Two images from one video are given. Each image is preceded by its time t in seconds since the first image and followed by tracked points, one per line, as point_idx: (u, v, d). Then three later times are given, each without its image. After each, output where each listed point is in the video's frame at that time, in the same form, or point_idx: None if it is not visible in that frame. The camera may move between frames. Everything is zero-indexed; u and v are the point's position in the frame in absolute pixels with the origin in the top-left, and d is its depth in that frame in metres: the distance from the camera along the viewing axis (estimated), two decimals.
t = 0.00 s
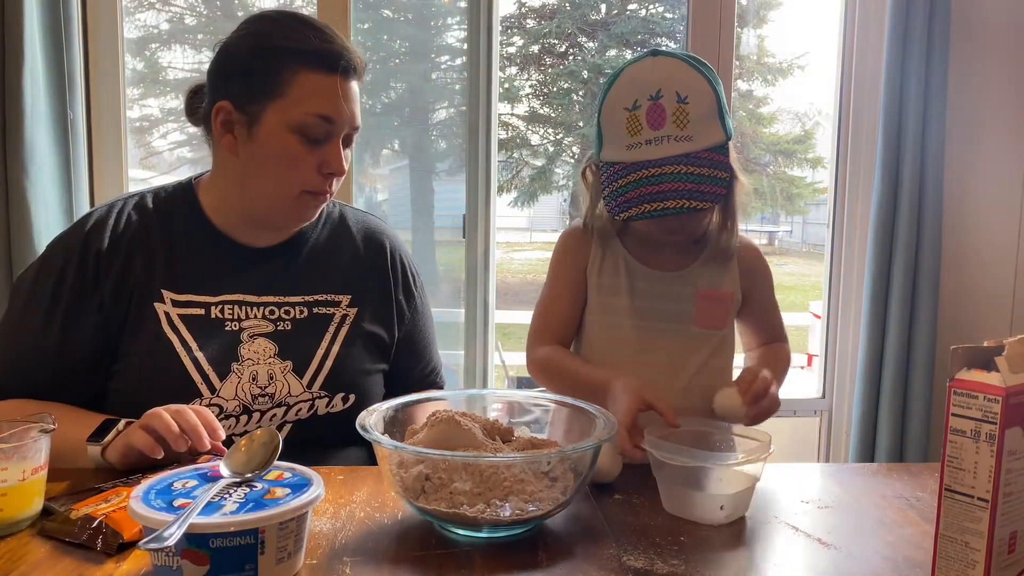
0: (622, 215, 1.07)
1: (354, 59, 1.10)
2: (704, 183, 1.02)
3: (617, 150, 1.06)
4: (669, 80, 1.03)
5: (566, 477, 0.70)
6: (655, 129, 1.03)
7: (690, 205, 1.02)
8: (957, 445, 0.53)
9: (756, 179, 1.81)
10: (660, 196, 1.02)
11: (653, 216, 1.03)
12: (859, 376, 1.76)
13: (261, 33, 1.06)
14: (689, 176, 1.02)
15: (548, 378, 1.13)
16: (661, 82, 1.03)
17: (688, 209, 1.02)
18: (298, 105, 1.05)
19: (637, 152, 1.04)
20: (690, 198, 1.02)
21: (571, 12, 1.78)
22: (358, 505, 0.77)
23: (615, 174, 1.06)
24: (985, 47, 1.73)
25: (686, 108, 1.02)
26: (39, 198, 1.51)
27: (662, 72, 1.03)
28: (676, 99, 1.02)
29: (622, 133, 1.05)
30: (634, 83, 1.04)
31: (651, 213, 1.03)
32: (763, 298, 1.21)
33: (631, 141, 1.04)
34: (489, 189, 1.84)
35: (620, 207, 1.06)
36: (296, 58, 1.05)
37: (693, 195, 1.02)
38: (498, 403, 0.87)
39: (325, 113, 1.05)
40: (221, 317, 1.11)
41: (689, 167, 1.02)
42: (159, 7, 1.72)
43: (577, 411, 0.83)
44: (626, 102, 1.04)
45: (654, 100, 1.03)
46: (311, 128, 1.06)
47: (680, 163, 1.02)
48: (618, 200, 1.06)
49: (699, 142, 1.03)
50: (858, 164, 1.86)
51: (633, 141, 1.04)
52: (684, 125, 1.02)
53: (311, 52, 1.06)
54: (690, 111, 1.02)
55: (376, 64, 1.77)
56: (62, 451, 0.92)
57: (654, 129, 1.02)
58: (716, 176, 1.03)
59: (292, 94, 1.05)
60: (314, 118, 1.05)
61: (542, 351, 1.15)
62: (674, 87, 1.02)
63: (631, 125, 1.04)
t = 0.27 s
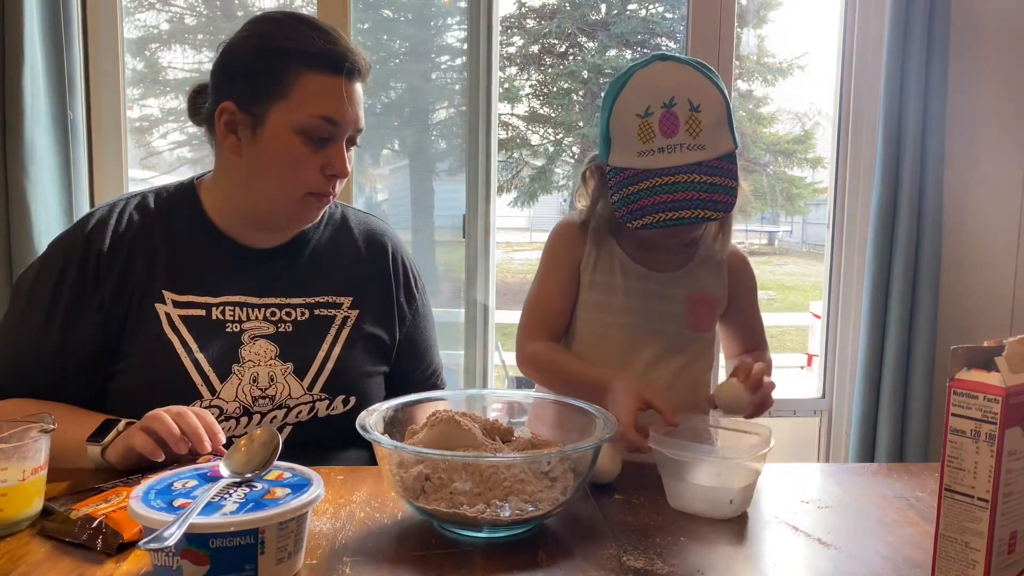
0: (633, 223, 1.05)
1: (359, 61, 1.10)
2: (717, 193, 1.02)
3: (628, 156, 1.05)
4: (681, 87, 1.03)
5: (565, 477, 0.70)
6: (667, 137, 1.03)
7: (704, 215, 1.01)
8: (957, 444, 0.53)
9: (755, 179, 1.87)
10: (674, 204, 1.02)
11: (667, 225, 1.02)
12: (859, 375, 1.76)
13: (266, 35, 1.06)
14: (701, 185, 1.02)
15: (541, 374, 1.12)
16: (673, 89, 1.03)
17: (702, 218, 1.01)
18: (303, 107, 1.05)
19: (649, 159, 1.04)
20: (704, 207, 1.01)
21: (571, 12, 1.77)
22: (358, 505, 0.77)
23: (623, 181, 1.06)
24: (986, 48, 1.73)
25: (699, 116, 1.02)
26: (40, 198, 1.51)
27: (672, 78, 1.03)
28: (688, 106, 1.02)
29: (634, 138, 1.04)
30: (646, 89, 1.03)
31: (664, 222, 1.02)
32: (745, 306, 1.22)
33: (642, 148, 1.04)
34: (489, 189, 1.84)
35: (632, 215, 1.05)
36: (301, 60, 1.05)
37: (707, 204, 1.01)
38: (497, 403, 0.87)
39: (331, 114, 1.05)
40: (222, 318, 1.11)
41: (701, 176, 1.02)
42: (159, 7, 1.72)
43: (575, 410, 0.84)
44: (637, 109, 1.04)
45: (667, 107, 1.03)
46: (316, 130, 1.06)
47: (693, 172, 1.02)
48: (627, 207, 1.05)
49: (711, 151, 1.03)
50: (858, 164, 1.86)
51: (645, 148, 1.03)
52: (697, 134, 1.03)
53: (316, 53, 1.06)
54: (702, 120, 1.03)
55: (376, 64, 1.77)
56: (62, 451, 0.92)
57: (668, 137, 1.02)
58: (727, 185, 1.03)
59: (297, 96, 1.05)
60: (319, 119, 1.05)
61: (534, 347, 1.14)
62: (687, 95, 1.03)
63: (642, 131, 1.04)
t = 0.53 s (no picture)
0: (631, 226, 1.05)
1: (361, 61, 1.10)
2: (713, 194, 1.02)
3: (624, 158, 1.05)
4: (677, 90, 1.03)
5: (565, 477, 0.70)
6: (662, 140, 1.03)
7: (702, 218, 1.01)
8: (957, 444, 0.53)
9: (756, 179, 1.86)
10: (672, 208, 1.01)
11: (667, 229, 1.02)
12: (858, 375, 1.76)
13: (268, 35, 1.06)
14: (698, 188, 1.02)
15: (538, 376, 1.11)
16: (668, 92, 1.02)
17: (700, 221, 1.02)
18: (306, 108, 1.05)
19: (644, 162, 1.03)
20: (702, 211, 1.01)
21: (570, 12, 1.77)
22: (358, 505, 0.77)
23: (620, 183, 1.05)
24: (985, 48, 1.73)
25: (694, 118, 1.02)
26: (40, 198, 1.51)
27: (668, 83, 1.03)
28: (684, 109, 1.02)
29: (629, 141, 1.04)
30: (640, 91, 1.03)
31: (664, 226, 1.02)
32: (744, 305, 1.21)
33: (637, 151, 1.04)
34: (489, 189, 1.84)
35: (629, 219, 1.04)
36: (303, 61, 1.05)
37: (704, 208, 1.01)
38: (498, 404, 0.87)
39: (333, 115, 1.05)
40: (223, 319, 1.11)
41: (698, 178, 1.02)
42: (159, 7, 1.72)
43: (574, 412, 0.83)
44: (632, 111, 1.04)
45: (662, 110, 1.03)
46: (319, 131, 1.06)
47: (689, 173, 1.02)
48: (624, 210, 1.05)
49: (707, 153, 1.03)
50: (858, 163, 1.86)
51: (640, 150, 1.03)
52: (692, 136, 1.02)
53: (319, 54, 1.06)
54: (697, 122, 1.03)
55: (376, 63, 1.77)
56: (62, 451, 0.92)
57: (662, 140, 1.02)
58: (723, 186, 1.03)
59: (299, 97, 1.05)
60: (321, 121, 1.05)
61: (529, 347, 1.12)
62: (682, 97, 1.02)
63: (637, 134, 1.04)
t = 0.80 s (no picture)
0: (629, 220, 1.05)
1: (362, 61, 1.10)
2: (709, 184, 1.03)
3: (619, 154, 1.05)
4: (670, 83, 1.03)
5: (565, 477, 0.70)
6: (658, 133, 1.03)
7: (699, 208, 1.02)
8: (957, 445, 0.53)
9: (756, 178, 1.85)
10: (670, 200, 1.02)
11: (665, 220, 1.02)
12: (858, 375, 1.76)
13: (269, 35, 1.06)
14: (695, 179, 1.02)
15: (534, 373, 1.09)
16: (662, 85, 1.02)
17: (698, 212, 1.02)
18: (307, 109, 1.05)
19: (640, 156, 1.03)
20: (699, 201, 1.02)
21: (571, 12, 1.77)
22: (357, 505, 0.77)
23: (616, 179, 1.05)
24: (986, 48, 1.73)
25: (687, 111, 1.03)
26: (40, 197, 1.51)
27: (664, 77, 1.03)
28: (677, 101, 1.02)
29: (624, 136, 1.04)
30: (634, 86, 1.03)
31: (662, 218, 1.02)
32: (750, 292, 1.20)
33: (633, 145, 1.04)
34: (488, 189, 1.84)
35: (627, 212, 1.04)
36: (305, 61, 1.05)
37: (701, 198, 1.02)
38: (498, 404, 0.87)
39: (335, 116, 1.05)
40: (223, 319, 1.11)
41: (694, 169, 1.02)
42: (159, 7, 1.72)
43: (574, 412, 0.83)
44: (626, 106, 1.03)
45: (655, 103, 1.03)
46: (320, 131, 1.06)
47: (686, 165, 1.02)
48: (623, 205, 1.05)
49: (702, 144, 1.04)
50: (858, 163, 1.86)
51: (636, 145, 1.03)
52: (687, 128, 1.03)
53: (321, 54, 1.06)
54: (691, 114, 1.03)
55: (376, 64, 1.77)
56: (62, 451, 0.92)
57: (657, 134, 1.02)
58: (718, 176, 1.04)
59: (301, 97, 1.05)
60: (323, 121, 1.05)
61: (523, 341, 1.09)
62: (676, 91, 1.02)
63: (632, 129, 1.03)
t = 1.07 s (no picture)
0: (616, 206, 1.05)
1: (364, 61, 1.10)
2: (696, 170, 1.01)
3: (607, 144, 1.05)
4: (656, 72, 1.03)
5: (565, 477, 0.70)
6: (643, 121, 1.03)
7: (685, 192, 1.00)
8: (957, 444, 0.53)
9: (755, 179, 1.87)
10: (654, 184, 1.01)
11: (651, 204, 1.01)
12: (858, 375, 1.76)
13: (270, 35, 1.06)
14: (681, 164, 1.01)
15: (535, 372, 1.06)
16: (648, 75, 1.03)
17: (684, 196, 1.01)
18: (306, 108, 1.05)
19: (627, 144, 1.04)
20: (684, 185, 1.00)
21: (570, 12, 1.77)
22: (357, 505, 0.77)
23: (604, 168, 1.06)
24: (986, 48, 1.73)
25: (673, 99, 1.02)
26: (39, 197, 1.51)
27: (650, 67, 1.03)
28: (664, 90, 1.02)
29: (611, 126, 1.05)
30: (622, 78, 1.04)
31: (647, 202, 1.01)
32: (754, 286, 1.17)
33: (620, 134, 1.04)
34: (488, 189, 1.84)
35: (614, 199, 1.04)
36: (305, 61, 1.05)
37: (686, 183, 1.01)
38: (498, 404, 0.87)
39: (334, 116, 1.05)
40: (224, 319, 1.11)
41: (679, 155, 1.02)
42: (159, 7, 1.72)
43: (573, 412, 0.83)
44: (613, 96, 1.04)
45: (642, 92, 1.03)
46: (320, 130, 1.06)
47: (671, 151, 1.02)
48: (610, 192, 1.05)
49: (689, 133, 1.03)
50: (858, 164, 1.86)
51: (622, 134, 1.04)
52: (672, 116, 1.02)
53: (322, 54, 1.06)
54: (678, 103, 1.03)
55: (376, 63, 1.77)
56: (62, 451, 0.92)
57: (642, 121, 1.03)
58: (706, 164, 1.03)
59: (300, 96, 1.05)
60: (323, 121, 1.05)
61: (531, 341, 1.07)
62: (662, 80, 1.03)
63: (619, 118, 1.04)
